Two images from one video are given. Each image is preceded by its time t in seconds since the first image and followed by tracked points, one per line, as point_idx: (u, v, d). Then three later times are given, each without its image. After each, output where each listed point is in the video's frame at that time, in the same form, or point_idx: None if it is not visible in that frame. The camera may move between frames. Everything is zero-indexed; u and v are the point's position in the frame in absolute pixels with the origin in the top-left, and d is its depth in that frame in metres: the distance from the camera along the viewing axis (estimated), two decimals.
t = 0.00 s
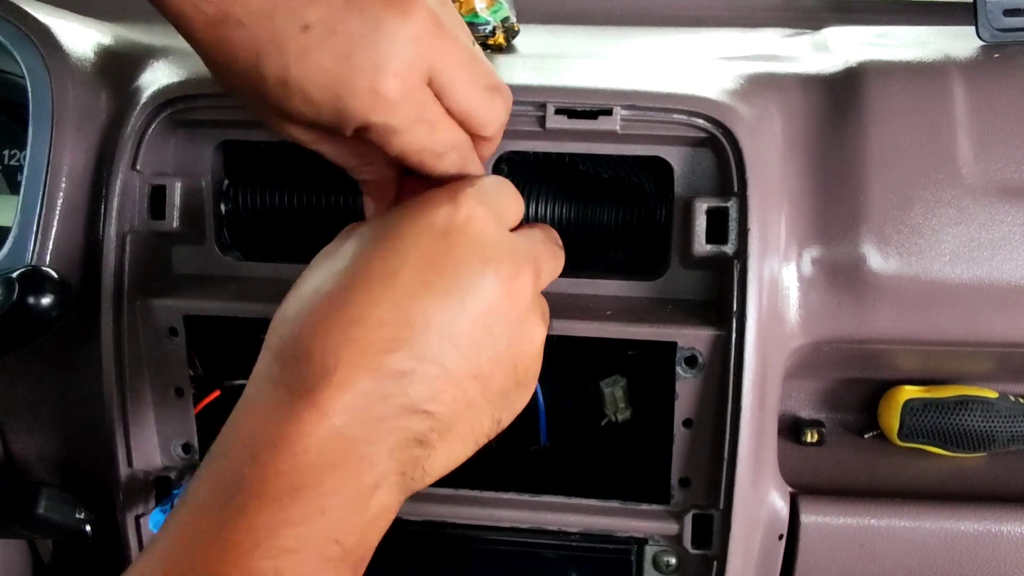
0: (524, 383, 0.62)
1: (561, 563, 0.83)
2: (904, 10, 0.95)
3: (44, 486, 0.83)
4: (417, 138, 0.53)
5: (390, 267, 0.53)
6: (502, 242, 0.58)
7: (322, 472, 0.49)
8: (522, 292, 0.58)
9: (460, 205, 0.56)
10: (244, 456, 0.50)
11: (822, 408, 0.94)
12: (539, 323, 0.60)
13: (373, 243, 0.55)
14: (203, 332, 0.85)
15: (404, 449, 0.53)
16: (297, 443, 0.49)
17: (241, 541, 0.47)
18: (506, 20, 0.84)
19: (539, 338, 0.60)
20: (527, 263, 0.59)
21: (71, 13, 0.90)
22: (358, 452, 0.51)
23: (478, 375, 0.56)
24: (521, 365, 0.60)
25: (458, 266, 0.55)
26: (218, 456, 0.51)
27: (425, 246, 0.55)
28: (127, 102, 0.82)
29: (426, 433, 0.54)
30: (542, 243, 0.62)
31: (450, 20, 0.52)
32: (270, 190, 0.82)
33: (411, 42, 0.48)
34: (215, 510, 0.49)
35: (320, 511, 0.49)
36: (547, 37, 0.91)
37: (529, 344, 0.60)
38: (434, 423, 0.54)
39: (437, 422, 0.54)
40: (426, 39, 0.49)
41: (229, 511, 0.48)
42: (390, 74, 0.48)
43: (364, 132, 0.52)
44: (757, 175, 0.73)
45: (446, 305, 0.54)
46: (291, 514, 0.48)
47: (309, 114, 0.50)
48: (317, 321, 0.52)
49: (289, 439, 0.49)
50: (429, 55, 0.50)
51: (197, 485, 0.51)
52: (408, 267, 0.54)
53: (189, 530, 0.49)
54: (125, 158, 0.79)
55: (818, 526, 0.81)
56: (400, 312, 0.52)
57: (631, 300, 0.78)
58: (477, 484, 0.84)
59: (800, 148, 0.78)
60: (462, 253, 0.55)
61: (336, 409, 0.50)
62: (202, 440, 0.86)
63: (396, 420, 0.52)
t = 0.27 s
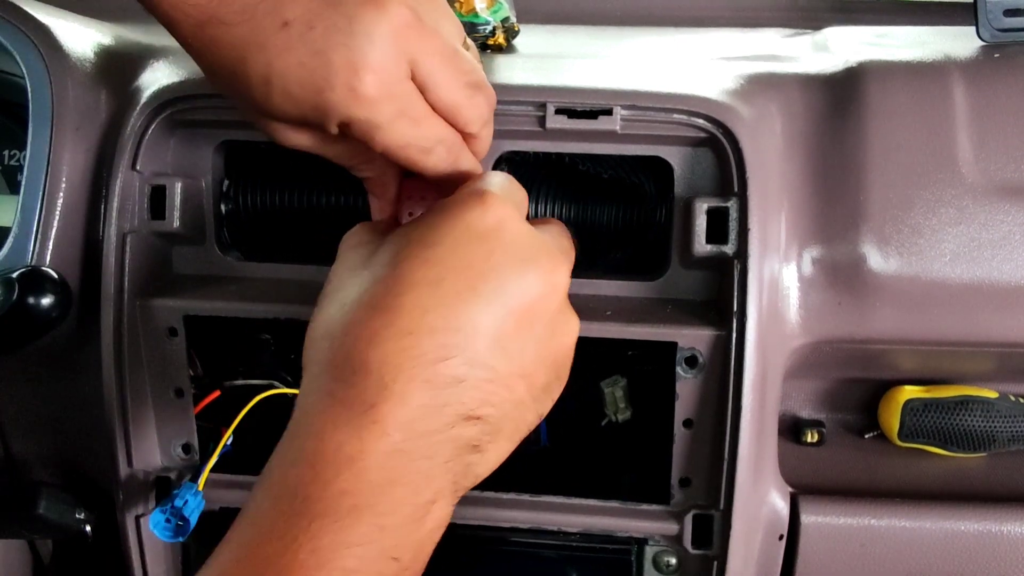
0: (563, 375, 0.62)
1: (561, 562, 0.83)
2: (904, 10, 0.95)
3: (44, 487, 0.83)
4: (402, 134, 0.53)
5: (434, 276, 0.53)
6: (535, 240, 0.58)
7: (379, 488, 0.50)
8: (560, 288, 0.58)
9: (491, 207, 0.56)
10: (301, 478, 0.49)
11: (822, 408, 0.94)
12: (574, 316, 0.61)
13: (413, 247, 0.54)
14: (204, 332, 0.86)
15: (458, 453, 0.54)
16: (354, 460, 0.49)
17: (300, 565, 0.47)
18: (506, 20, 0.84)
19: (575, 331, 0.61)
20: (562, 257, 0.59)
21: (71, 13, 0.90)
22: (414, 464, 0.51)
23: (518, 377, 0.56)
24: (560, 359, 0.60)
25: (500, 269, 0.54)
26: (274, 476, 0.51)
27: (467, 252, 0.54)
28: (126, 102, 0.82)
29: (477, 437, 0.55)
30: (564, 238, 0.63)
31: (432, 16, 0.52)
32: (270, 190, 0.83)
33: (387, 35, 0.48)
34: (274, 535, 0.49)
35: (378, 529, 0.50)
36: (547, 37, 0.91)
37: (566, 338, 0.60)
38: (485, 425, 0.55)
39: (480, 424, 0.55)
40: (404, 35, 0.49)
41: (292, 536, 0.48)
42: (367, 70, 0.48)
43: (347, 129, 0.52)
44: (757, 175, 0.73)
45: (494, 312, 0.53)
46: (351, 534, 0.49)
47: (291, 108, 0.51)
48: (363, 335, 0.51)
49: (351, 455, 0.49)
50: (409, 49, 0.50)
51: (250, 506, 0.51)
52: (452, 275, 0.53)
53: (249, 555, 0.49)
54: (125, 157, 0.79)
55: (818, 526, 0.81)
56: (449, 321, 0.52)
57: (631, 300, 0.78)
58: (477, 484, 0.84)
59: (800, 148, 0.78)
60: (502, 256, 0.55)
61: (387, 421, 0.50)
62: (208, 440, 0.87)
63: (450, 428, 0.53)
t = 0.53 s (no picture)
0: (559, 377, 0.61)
1: (561, 562, 0.83)
2: (904, 10, 0.95)
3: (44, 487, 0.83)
4: (394, 138, 0.52)
5: (423, 277, 0.51)
6: (529, 242, 0.56)
7: (364, 490, 0.48)
8: (554, 292, 0.56)
9: (486, 207, 0.54)
10: (285, 476, 0.48)
11: (822, 408, 0.94)
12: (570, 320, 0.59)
13: (407, 243, 0.53)
14: (203, 332, 0.86)
15: (446, 458, 0.52)
16: (338, 462, 0.48)
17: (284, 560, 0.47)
18: (507, 20, 0.84)
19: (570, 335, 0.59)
20: (555, 261, 0.57)
21: (71, 13, 0.90)
22: (398, 471, 0.50)
23: (512, 381, 0.54)
24: (556, 362, 0.59)
25: (492, 270, 0.53)
26: (264, 468, 0.50)
27: (458, 253, 0.52)
28: (127, 102, 0.82)
29: (467, 441, 0.53)
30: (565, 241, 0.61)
31: (422, 17, 0.51)
32: (270, 190, 0.83)
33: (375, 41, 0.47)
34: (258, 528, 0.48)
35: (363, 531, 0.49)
36: (547, 37, 0.91)
37: (561, 343, 0.58)
38: (476, 431, 0.53)
39: (473, 429, 0.53)
40: (392, 41, 0.48)
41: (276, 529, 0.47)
42: (356, 76, 0.47)
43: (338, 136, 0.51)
44: (757, 175, 0.73)
45: (484, 316, 0.51)
46: (332, 532, 0.48)
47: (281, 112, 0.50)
48: (353, 334, 0.50)
49: (331, 457, 0.48)
50: (398, 54, 0.49)
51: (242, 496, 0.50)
52: (442, 274, 0.51)
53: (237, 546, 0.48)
54: (125, 157, 0.79)
55: (818, 526, 0.81)
56: (436, 324, 0.50)
57: (630, 300, 0.78)
58: (477, 484, 0.84)
59: (800, 148, 0.78)
60: (495, 258, 0.53)
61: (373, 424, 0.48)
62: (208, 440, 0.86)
63: (438, 433, 0.51)
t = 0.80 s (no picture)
0: (534, 386, 0.62)
1: (562, 562, 0.84)
2: (905, 10, 0.95)
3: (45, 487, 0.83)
4: (382, 143, 0.51)
5: (391, 291, 0.53)
6: (497, 254, 0.57)
7: (334, 496, 0.49)
8: (524, 302, 0.57)
9: (454, 220, 0.56)
10: (255, 485, 0.49)
11: (822, 408, 0.94)
12: (544, 327, 0.60)
13: (375, 260, 0.55)
14: (203, 332, 0.85)
15: (416, 466, 0.53)
16: (305, 470, 0.49)
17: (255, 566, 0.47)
18: (507, 20, 0.84)
19: (544, 344, 0.60)
20: (526, 270, 0.58)
21: (71, 13, 0.90)
22: (369, 479, 0.50)
23: (483, 387, 0.55)
24: (529, 371, 0.60)
25: (459, 282, 0.54)
26: (233, 482, 0.51)
27: (426, 265, 0.54)
28: (127, 102, 0.82)
29: (437, 449, 0.54)
30: (541, 245, 0.62)
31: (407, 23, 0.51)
32: (270, 190, 0.83)
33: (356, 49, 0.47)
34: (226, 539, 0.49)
35: (333, 539, 0.49)
36: (548, 37, 0.91)
37: (534, 353, 0.59)
38: (445, 440, 0.54)
39: (443, 436, 0.54)
40: (374, 48, 0.48)
41: (245, 537, 0.48)
42: (340, 84, 0.47)
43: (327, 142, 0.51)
44: (757, 175, 0.73)
45: (451, 325, 0.53)
46: (304, 541, 0.48)
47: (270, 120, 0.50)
48: (320, 348, 0.51)
49: (299, 464, 0.49)
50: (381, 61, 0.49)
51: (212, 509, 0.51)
52: (407, 287, 0.53)
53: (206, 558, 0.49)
54: (125, 157, 0.79)
55: (818, 526, 0.81)
56: (402, 335, 0.52)
57: (630, 300, 0.78)
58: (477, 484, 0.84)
59: (800, 148, 0.78)
60: (464, 270, 0.55)
61: (343, 431, 0.50)
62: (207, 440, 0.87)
63: (407, 441, 0.52)
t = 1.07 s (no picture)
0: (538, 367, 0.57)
1: (562, 563, 0.83)
2: (905, 10, 0.95)
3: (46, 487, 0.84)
4: (406, 138, 0.48)
5: (394, 255, 0.49)
6: (505, 225, 0.54)
7: (333, 471, 0.43)
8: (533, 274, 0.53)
9: (458, 187, 0.54)
10: (248, 466, 0.44)
11: (822, 408, 0.94)
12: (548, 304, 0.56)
13: (377, 230, 0.51)
14: (203, 333, 0.85)
15: (416, 444, 0.47)
16: (304, 442, 0.43)
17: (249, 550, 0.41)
18: (507, 20, 0.84)
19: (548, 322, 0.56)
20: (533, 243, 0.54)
21: (71, 13, 0.90)
22: (370, 453, 0.45)
23: (489, 360, 0.50)
24: (535, 351, 0.55)
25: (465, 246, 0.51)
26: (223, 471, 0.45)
27: (432, 230, 0.51)
28: (127, 102, 0.82)
29: (440, 427, 0.48)
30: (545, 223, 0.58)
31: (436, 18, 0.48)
32: (270, 190, 0.83)
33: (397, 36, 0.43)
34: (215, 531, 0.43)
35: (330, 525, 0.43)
36: (547, 37, 0.91)
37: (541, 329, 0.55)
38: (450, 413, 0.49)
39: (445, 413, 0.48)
40: (413, 36, 0.44)
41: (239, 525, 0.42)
42: (374, 74, 0.43)
43: (350, 133, 0.47)
44: (757, 175, 0.73)
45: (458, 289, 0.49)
46: (302, 523, 0.42)
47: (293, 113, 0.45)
48: (320, 314, 0.47)
49: (298, 439, 0.43)
50: (417, 50, 0.45)
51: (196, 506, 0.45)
52: (412, 252, 0.49)
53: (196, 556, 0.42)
54: (125, 157, 0.79)
55: (818, 526, 0.81)
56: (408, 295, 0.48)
57: (630, 300, 0.78)
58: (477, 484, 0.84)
59: (800, 148, 0.78)
60: (473, 235, 0.51)
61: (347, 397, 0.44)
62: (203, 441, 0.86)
63: (412, 413, 0.46)
